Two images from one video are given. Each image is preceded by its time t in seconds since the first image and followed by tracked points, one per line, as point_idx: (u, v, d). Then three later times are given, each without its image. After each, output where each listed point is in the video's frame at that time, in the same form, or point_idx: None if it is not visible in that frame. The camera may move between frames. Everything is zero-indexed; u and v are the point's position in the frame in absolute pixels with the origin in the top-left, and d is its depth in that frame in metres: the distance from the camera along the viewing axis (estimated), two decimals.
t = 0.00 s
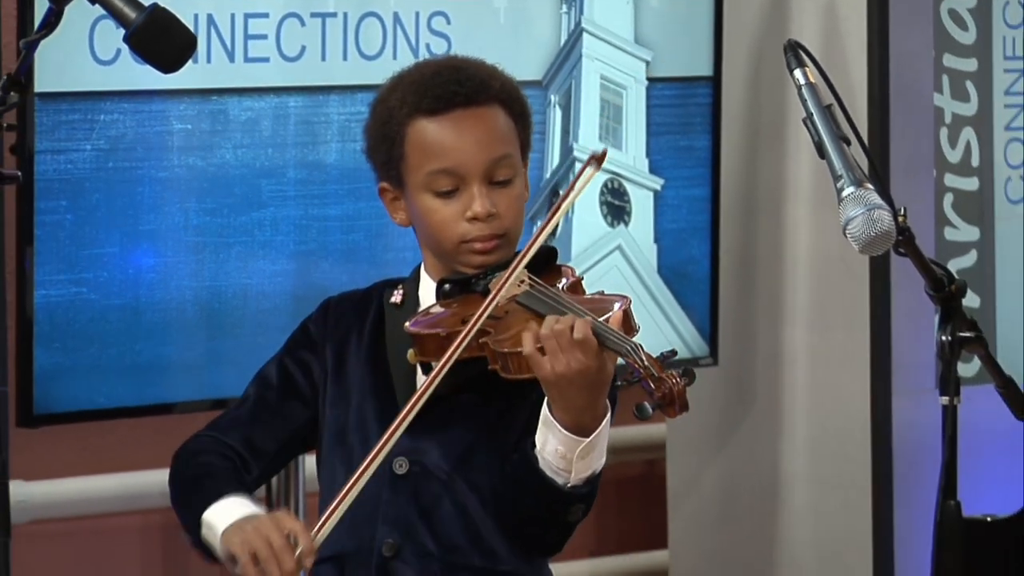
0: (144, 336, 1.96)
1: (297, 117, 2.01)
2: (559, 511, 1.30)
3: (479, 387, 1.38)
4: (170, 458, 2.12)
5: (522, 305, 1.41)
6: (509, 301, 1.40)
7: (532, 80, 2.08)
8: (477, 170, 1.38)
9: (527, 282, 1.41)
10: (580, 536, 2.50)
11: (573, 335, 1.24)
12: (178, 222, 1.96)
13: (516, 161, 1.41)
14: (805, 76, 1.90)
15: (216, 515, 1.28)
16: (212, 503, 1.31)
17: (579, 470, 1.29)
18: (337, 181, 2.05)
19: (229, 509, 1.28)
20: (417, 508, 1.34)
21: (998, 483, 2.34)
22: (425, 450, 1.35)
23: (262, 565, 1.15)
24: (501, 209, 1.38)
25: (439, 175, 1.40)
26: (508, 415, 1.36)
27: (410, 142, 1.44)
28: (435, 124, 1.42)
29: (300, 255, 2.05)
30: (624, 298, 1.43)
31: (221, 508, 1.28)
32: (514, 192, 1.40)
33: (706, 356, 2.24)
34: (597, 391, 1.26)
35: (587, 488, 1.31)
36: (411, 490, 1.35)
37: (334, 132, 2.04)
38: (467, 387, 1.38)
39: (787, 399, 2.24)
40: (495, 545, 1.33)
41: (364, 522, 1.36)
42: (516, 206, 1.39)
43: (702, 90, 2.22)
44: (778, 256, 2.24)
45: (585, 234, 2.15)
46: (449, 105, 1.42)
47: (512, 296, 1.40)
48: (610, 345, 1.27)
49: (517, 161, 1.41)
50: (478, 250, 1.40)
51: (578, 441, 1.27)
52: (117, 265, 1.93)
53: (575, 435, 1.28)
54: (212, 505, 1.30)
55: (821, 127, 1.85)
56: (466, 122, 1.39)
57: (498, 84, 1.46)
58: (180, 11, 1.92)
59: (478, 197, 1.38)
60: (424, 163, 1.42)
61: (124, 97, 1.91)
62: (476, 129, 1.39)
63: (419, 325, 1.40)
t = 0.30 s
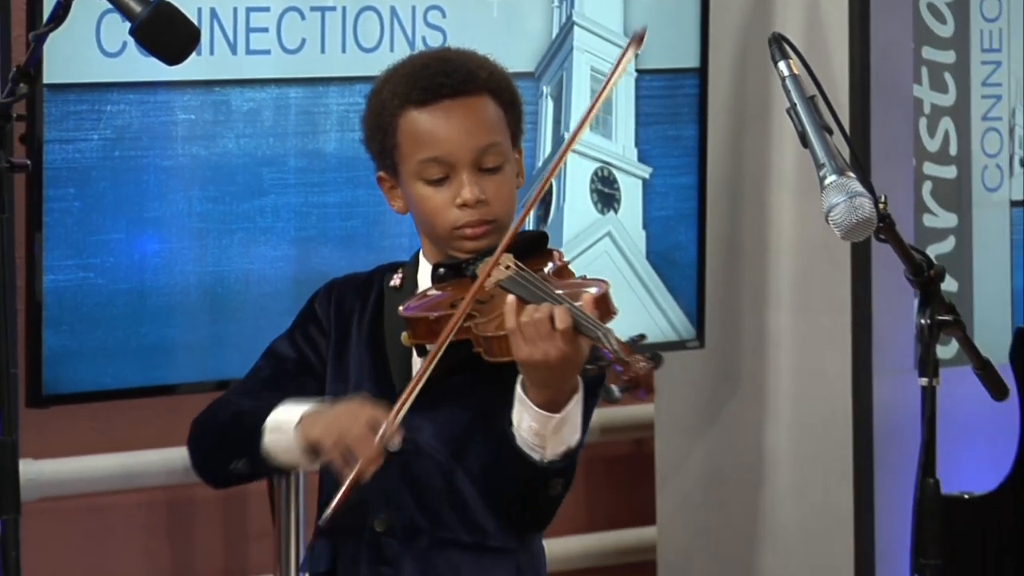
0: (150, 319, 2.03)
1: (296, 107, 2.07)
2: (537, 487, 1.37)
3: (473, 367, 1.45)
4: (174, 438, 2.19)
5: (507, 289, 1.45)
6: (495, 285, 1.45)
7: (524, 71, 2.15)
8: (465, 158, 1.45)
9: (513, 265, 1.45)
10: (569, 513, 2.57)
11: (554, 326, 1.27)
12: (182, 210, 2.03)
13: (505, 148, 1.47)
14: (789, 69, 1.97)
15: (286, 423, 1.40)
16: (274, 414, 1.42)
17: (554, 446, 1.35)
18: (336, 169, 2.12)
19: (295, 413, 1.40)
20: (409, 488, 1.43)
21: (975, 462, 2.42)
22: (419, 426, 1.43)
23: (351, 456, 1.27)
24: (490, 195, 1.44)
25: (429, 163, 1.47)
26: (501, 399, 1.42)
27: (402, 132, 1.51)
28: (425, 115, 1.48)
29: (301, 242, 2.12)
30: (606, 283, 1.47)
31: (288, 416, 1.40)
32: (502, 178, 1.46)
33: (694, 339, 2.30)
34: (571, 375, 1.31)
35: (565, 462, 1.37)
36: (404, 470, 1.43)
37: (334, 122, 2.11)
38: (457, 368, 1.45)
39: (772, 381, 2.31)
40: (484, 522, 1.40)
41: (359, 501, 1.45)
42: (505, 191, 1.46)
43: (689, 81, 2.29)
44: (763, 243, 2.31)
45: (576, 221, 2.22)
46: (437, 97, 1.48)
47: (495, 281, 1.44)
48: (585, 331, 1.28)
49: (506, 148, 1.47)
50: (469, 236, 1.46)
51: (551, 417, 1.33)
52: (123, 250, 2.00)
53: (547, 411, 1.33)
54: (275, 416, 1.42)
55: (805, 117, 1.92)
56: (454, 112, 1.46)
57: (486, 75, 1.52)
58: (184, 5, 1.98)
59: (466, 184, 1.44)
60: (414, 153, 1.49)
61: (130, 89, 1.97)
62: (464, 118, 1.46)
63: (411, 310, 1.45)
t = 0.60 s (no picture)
0: (152, 307, 2.10)
1: (294, 102, 2.14)
2: (508, 473, 1.44)
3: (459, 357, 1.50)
4: (174, 423, 2.25)
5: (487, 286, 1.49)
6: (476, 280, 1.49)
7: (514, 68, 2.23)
8: (458, 154, 1.52)
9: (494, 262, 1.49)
10: (555, 494, 2.64)
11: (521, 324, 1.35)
12: (184, 201, 2.10)
13: (498, 145, 1.54)
14: (771, 64, 2.04)
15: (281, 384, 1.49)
16: (270, 379, 1.52)
17: (523, 440, 1.43)
18: (332, 162, 2.20)
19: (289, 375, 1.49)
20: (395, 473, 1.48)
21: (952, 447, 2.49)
22: (404, 409, 1.49)
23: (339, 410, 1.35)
24: (480, 190, 1.52)
25: (424, 156, 1.54)
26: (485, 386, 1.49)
27: (400, 125, 1.57)
28: (423, 109, 1.55)
29: (298, 232, 2.19)
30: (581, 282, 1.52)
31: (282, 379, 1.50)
32: (494, 174, 1.53)
33: (678, 326, 2.39)
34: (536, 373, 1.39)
35: (534, 455, 1.44)
36: (389, 454, 1.49)
37: (330, 116, 2.18)
38: (443, 357, 1.51)
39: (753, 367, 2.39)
40: (465, 504, 1.45)
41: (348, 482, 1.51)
42: (494, 187, 1.53)
43: (674, 77, 2.36)
44: (745, 233, 2.39)
45: (564, 212, 2.29)
46: (434, 93, 1.55)
47: (476, 276, 1.48)
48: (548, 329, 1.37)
49: (500, 145, 1.54)
50: (457, 229, 1.54)
51: (521, 413, 1.42)
52: (127, 240, 2.06)
53: (517, 407, 1.42)
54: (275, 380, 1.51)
55: (786, 112, 2.00)
56: (450, 108, 1.53)
57: (484, 72, 1.58)
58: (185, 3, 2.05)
59: (457, 179, 1.51)
60: (410, 145, 1.55)
61: (133, 84, 2.04)
62: (460, 115, 1.53)
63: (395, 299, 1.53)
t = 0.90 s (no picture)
0: (149, 296, 2.16)
1: (286, 96, 2.21)
2: (483, 464, 1.43)
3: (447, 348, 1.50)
4: (169, 408, 2.32)
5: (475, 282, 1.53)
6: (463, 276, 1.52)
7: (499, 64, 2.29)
8: (452, 149, 1.52)
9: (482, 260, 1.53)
10: (539, 477, 2.71)
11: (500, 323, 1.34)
12: (180, 193, 2.16)
13: (492, 141, 1.54)
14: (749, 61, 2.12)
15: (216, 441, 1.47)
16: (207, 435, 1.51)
17: (497, 432, 1.41)
18: (325, 155, 2.27)
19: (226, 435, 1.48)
20: (379, 458, 1.46)
21: (925, 428, 2.59)
22: (387, 397, 1.47)
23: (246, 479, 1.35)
24: (473, 184, 1.51)
25: (418, 149, 1.53)
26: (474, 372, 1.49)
27: (396, 118, 1.57)
28: (420, 103, 1.55)
29: (291, 223, 2.25)
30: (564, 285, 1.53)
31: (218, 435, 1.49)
32: (488, 170, 1.53)
33: (659, 315, 2.48)
34: (513, 372, 1.37)
35: (509, 448, 1.42)
36: (373, 435, 1.46)
37: (322, 111, 2.25)
38: (428, 345, 1.49)
39: (731, 353, 2.49)
40: (444, 489, 1.44)
41: (333, 464, 1.49)
42: (488, 182, 1.53)
43: (655, 73, 2.45)
44: (722, 224, 2.49)
45: (547, 206, 2.36)
46: (431, 88, 1.55)
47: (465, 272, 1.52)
48: (529, 332, 1.35)
49: (493, 142, 1.54)
50: (449, 221, 1.53)
51: (494, 407, 1.39)
52: (125, 231, 2.13)
53: (491, 402, 1.40)
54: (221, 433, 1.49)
55: (763, 107, 2.07)
56: (446, 104, 1.53)
57: (483, 70, 1.58)
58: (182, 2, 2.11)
59: (451, 172, 1.51)
60: (407, 139, 1.55)
61: (131, 80, 2.11)
62: (456, 111, 1.53)
63: (388, 285, 1.55)
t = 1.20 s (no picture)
0: (148, 286, 2.23)
1: (280, 92, 2.29)
2: (477, 446, 1.48)
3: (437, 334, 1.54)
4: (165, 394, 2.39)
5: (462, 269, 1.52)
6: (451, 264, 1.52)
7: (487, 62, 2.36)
8: (439, 143, 1.59)
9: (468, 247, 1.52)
10: (525, 460, 2.78)
11: (493, 306, 1.41)
12: (177, 186, 2.23)
13: (476, 135, 1.61)
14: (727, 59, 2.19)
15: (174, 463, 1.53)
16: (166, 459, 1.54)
17: (492, 414, 1.47)
18: (317, 150, 2.35)
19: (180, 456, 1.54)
20: (373, 443, 1.51)
21: (899, 414, 2.68)
22: (380, 383, 1.52)
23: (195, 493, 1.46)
24: (459, 177, 1.58)
25: (406, 144, 1.60)
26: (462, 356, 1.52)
27: (383, 114, 1.64)
28: (406, 99, 1.62)
29: (285, 215, 2.33)
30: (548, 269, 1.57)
31: (173, 457, 1.54)
32: (473, 163, 1.60)
33: (640, 303, 2.57)
34: (506, 355, 1.44)
35: (503, 429, 1.49)
36: (367, 422, 1.52)
37: (314, 107, 2.33)
38: (417, 331, 1.55)
39: (709, 341, 2.58)
40: (436, 473, 1.49)
41: (329, 449, 1.54)
42: (474, 174, 1.59)
43: (637, 70, 2.54)
44: (704, 216, 2.57)
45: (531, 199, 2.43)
46: (418, 85, 1.62)
47: (453, 259, 1.51)
48: (519, 313, 1.42)
49: (478, 135, 1.61)
50: (437, 213, 1.59)
51: (489, 389, 1.45)
52: (124, 223, 2.19)
53: (486, 383, 1.46)
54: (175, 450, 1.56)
55: (741, 102, 2.15)
56: (432, 99, 1.60)
57: (467, 66, 1.65)
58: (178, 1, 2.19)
59: (438, 165, 1.58)
60: (395, 134, 1.61)
61: (130, 77, 2.18)
62: (441, 106, 1.60)
63: (381, 274, 1.58)
